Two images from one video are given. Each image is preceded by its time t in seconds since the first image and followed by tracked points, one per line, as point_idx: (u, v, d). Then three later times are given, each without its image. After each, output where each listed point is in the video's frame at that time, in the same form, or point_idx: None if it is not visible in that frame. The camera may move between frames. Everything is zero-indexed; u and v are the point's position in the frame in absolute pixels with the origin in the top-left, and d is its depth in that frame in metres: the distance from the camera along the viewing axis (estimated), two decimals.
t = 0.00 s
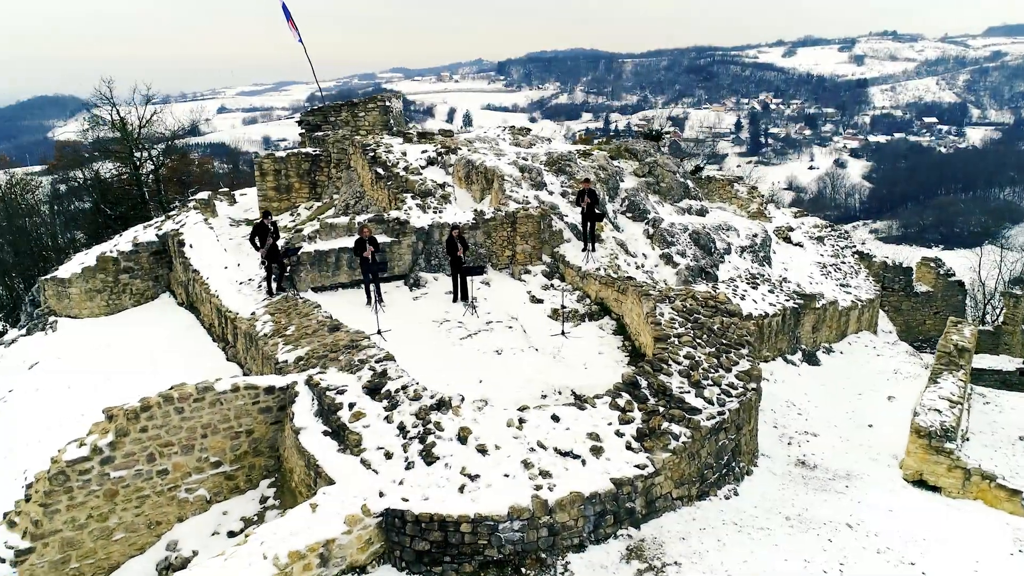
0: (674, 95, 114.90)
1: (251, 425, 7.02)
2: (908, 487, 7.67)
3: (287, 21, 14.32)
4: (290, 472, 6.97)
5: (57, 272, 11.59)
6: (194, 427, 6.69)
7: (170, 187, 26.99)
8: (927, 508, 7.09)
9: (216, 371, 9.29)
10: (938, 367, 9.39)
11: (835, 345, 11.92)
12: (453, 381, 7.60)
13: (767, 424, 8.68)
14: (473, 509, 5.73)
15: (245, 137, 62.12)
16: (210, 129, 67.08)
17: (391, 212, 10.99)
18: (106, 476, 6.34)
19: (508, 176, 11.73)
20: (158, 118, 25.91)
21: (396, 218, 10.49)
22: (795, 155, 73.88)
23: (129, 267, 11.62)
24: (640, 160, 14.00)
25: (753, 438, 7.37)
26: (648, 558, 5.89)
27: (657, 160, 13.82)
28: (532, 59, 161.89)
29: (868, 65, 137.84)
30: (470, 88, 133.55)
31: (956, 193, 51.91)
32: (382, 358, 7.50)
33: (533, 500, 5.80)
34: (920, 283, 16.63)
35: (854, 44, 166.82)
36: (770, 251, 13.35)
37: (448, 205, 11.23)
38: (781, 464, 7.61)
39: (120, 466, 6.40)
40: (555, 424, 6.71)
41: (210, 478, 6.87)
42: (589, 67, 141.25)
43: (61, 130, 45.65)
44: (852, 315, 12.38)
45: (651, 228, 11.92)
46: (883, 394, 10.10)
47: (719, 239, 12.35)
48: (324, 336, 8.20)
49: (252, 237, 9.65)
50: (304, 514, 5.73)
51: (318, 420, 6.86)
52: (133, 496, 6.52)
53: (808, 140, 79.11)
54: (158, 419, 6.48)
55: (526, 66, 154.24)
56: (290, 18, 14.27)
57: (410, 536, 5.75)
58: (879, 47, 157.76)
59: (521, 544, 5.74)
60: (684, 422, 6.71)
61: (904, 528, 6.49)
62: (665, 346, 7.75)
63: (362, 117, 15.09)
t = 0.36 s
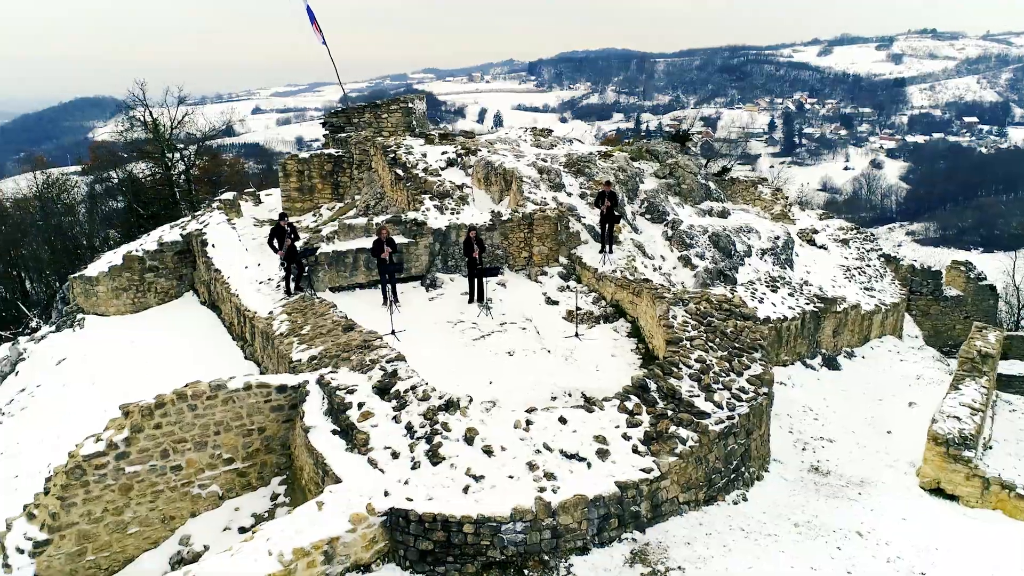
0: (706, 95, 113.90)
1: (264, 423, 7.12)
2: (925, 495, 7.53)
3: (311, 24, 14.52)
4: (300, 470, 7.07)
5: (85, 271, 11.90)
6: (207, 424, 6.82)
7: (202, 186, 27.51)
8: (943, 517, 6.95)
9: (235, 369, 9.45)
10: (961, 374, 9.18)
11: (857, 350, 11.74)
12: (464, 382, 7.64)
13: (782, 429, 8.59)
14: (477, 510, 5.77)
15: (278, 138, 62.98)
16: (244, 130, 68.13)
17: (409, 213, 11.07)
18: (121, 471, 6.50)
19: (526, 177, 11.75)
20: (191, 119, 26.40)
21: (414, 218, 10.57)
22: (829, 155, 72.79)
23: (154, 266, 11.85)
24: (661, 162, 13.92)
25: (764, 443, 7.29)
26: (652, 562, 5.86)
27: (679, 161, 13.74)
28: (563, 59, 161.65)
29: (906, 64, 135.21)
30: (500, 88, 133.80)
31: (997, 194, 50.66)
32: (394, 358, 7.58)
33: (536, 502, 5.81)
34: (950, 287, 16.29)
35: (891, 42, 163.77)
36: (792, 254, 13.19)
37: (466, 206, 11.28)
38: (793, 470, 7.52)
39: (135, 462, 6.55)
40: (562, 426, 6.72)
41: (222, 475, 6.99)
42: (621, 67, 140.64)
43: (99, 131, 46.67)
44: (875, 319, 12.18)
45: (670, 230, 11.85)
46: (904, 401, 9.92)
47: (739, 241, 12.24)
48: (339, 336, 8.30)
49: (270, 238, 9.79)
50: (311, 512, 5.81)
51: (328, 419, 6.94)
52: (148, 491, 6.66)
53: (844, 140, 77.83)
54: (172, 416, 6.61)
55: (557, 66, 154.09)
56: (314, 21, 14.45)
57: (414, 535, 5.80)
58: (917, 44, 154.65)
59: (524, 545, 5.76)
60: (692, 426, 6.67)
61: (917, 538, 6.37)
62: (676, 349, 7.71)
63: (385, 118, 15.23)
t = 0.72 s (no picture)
0: (738, 95, 112.73)
1: (274, 421, 7.22)
2: (940, 504, 7.39)
3: (334, 27, 14.67)
4: (309, 468, 7.16)
5: (111, 269, 12.14)
6: (218, 421, 6.94)
7: (231, 186, 27.92)
8: (956, 526, 6.81)
9: (251, 367, 9.60)
10: (982, 381, 8.95)
11: (878, 354, 11.55)
12: (473, 383, 7.68)
13: (796, 434, 8.49)
14: (478, 510, 5.80)
15: (309, 138, 63.64)
16: (276, 130, 68.99)
17: (426, 214, 11.14)
18: (134, 466, 6.64)
19: (543, 178, 11.75)
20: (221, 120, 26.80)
21: (430, 219, 10.64)
22: (864, 155, 71.55)
23: (177, 265, 12.07)
24: (681, 163, 13.83)
25: (773, 448, 7.22)
26: (653, 566, 5.84)
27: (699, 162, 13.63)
28: (593, 58, 161.12)
29: (944, 63, 132.44)
30: (530, 88, 133.73)
31: None
32: (403, 358, 7.64)
33: (537, 504, 5.82)
34: (980, 291, 15.95)
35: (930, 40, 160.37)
36: (814, 256, 13.01)
37: (482, 208, 11.32)
38: (804, 476, 7.43)
39: (147, 458, 6.69)
40: (568, 429, 6.72)
41: (233, 471, 7.11)
42: (652, 67, 139.75)
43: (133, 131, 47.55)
44: (898, 324, 11.96)
45: (688, 231, 11.77)
46: (924, 407, 9.74)
47: (759, 243, 12.11)
48: (351, 336, 8.38)
49: (286, 239, 9.83)
50: (315, 509, 5.89)
51: (336, 418, 7.02)
52: (160, 486, 6.80)
53: (880, 140, 76.44)
54: (184, 413, 6.74)
55: (587, 66, 153.62)
56: (337, 23, 14.60)
57: (415, 535, 5.84)
58: (957, 43, 151.36)
59: (524, 547, 5.77)
60: (698, 430, 6.62)
61: (926, 547, 6.26)
62: (685, 352, 7.67)
63: (406, 119, 15.34)
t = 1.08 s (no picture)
0: (771, 94, 111.36)
1: (282, 419, 7.32)
2: (953, 514, 7.24)
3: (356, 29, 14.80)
4: (316, 467, 7.25)
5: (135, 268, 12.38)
6: (227, 419, 7.06)
7: (259, 186, 28.32)
8: (968, 536, 6.66)
9: (266, 365, 9.74)
10: (1002, 389, 8.49)
11: (899, 360, 11.35)
12: (479, 384, 7.71)
13: (807, 440, 8.39)
14: (476, 512, 5.82)
15: (339, 138, 64.22)
16: (307, 130, 69.75)
17: (441, 215, 11.21)
18: (145, 462, 6.79)
19: (559, 180, 11.75)
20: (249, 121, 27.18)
21: (445, 221, 10.72)
22: (900, 156, 70.20)
23: (199, 264, 12.29)
24: (700, 164, 13.72)
25: (781, 454, 7.14)
26: (652, 571, 5.82)
27: (719, 164, 13.52)
28: (625, 58, 160.37)
29: (986, 61, 129.37)
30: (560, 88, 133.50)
31: None
32: (411, 359, 7.71)
33: (535, 506, 5.83)
34: (1010, 296, 15.58)
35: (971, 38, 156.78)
36: (835, 259, 12.83)
37: (497, 209, 11.36)
38: (813, 483, 7.34)
39: (158, 454, 6.83)
40: (571, 431, 6.72)
41: (242, 468, 7.23)
42: (683, 66, 138.65)
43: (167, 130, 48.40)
44: (920, 329, 11.74)
45: (705, 234, 11.68)
46: (943, 415, 9.55)
47: (778, 246, 11.97)
48: (362, 336, 8.47)
49: (302, 239, 9.86)
50: (317, 508, 5.97)
51: (343, 417, 7.10)
52: (170, 482, 6.96)
53: (917, 140, 74.93)
54: (194, 410, 6.87)
55: (618, 66, 152.95)
56: (358, 26, 14.75)
57: (415, 535, 5.89)
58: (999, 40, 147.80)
59: (522, 549, 5.78)
60: (702, 434, 6.57)
61: (934, 557, 6.12)
62: (693, 357, 7.62)
63: (427, 121, 15.43)
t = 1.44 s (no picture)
0: (803, 94, 109.87)
1: (289, 418, 7.41)
2: (964, 525, 7.08)
3: (375, 31, 14.92)
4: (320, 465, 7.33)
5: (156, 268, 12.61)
6: (234, 418, 7.17)
7: (285, 186, 28.65)
8: (976, 546, 6.51)
9: (279, 365, 9.86)
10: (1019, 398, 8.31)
11: (917, 365, 11.15)
12: (484, 386, 7.74)
13: (817, 446, 8.29)
14: (472, 514, 5.84)
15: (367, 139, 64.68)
16: (337, 130, 70.39)
17: (454, 217, 11.27)
18: (153, 458, 6.92)
19: (573, 182, 11.73)
20: (276, 122, 27.50)
21: (457, 222, 10.76)
22: (936, 156, 68.80)
23: (218, 264, 12.48)
24: (718, 166, 13.61)
25: (785, 461, 7.06)
26: None
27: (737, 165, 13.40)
28: (654, 58, 159.41)
29: None
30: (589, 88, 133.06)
31: None
32: (416, 360, 7.76)
33: (532, 509, 5.84)
34: None
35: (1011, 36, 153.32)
36: (854, 263, 12.65)
37: (510, 211, 11.38)
38: (819, 490, 7.24)
39: (166, 451, 6.96)
40: (572, 435, 6.72)
41: (249, 466, 7.33)
42: (714, 66, 137.44)
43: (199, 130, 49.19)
44: (940, 334, 11.52)
45: (720, 237, 11.59)
46: (960, 423, 9.36)
47: (795, 249, 11.83)
48: (370, 336, 8.55)
49: (315, 240, 9.98)
50: (317, 506, 6.04)
51: (347, 417, 7.17)
52: (178, 478, 7.09)
53: (954, 140, 73.34)
54: (201, 409, 6.98)
55: (648, 65, 152.07)
56: (378, 28, 14.87)
57: (412, 535, 5.93)
58: None
59: (518, 552, 5.80)
60: (703, 440, 6.53)
61: (938, 568, 6.00)
62: (698, 361, 7.57)
63: (445, 122, 15.52)
